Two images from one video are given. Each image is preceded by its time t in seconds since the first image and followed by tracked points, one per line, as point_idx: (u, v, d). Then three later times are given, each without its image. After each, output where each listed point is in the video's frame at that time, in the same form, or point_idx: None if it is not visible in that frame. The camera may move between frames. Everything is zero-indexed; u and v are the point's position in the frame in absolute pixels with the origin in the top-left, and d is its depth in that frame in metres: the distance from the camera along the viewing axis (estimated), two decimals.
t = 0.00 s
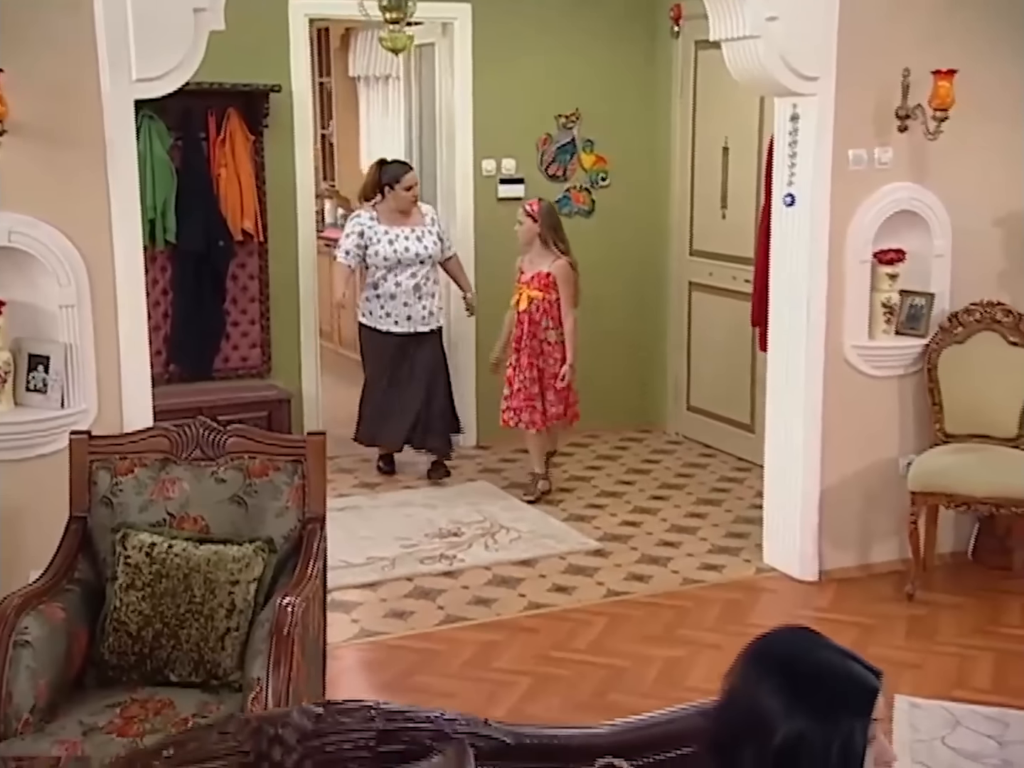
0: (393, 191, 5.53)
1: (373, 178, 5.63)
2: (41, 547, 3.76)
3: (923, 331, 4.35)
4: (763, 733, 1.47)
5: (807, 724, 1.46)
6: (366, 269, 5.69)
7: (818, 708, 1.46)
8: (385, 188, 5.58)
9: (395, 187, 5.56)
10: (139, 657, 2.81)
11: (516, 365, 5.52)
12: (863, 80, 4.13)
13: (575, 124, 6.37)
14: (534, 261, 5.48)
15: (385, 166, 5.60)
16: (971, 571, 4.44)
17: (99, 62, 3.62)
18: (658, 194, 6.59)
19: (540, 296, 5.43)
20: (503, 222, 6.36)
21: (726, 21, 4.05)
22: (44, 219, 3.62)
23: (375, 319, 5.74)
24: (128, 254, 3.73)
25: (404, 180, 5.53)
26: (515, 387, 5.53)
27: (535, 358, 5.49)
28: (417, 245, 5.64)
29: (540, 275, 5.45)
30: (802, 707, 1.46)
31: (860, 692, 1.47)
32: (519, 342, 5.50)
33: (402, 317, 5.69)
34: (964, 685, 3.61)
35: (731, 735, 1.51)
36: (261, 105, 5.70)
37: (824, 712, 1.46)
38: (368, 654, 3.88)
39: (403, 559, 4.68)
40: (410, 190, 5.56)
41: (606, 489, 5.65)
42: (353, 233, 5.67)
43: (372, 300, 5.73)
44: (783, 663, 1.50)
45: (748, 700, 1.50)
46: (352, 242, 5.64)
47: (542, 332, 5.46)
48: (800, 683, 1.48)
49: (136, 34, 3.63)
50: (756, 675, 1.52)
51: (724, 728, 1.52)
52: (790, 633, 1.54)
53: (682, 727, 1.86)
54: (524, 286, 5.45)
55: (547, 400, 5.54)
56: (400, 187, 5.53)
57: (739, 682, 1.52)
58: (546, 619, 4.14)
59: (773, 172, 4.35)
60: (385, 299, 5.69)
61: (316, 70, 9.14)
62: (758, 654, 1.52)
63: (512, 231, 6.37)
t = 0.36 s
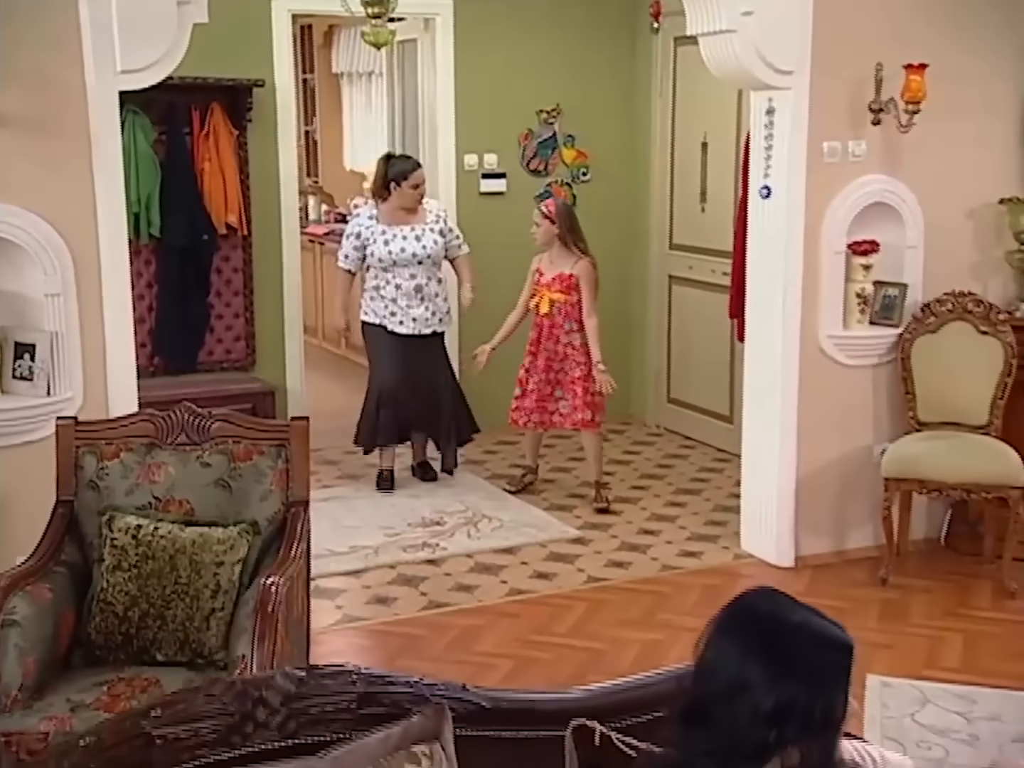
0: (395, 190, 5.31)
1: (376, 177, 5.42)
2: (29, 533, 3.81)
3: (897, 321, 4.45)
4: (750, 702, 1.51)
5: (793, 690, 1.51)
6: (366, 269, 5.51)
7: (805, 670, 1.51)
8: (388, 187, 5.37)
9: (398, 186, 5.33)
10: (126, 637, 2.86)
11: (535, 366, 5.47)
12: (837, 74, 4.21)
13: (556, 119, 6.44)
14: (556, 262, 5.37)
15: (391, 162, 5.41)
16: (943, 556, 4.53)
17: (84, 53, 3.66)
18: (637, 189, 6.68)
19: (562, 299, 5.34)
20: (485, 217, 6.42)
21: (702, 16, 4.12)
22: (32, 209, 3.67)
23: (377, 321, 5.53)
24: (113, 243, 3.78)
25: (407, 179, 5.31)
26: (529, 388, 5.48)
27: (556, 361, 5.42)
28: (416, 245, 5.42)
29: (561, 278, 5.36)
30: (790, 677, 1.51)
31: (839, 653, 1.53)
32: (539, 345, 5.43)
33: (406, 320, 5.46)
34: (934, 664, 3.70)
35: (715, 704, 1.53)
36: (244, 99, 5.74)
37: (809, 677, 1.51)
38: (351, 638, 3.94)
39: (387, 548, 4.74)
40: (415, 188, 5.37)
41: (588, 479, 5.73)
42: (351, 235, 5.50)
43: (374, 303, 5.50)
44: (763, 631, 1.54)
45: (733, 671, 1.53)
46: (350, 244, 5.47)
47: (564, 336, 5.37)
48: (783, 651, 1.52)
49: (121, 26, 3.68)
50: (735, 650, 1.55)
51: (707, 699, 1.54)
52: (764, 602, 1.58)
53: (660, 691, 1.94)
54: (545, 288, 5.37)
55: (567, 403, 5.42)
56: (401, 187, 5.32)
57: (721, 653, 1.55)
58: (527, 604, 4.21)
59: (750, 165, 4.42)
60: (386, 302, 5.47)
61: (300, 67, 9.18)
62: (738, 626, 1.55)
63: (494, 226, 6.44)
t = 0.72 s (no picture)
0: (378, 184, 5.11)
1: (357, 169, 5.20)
2: (13, 522, 3.85)
3: (870, 312, 4.53)
4: (733, 669, 1.61)
5: (773, 655, 1.60)
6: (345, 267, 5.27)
7: (782, 638, 1.61)
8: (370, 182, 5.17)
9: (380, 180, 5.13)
10: (111, 620, 2.90)
11: (540, 366, 5.21)
12: (810, 68, 4.29)
13: (535, 115, 6.51)
14: (556, 258, 5.18)
15: (370, 155, 5.20)
16: (915, 543, 4.62)
17: (67, 46, 3.71)
18: (617, 187, 6.76)
19: (568, 295, 5.15)
20: (466, 213, 6.47)
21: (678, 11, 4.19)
22: (18, 202, 3.71)
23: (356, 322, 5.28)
24: (97, 235, 3.82)
25: (389, 172, 5.10)
26: (538, 387, 5.21)
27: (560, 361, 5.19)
28: (399, 243, 5.21)
29: (567, 273, 5.16)
30: (767, 646, 1.60)
31: (812, 615, 1.62)
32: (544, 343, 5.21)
33: (388, 321, 5.27)
34: (905, 646, 3.78)
35: (699, 672, 1.63)
36: (226, 95, 5.79)
37: (786, 642, 1.60)
38: (334, 625, 3.99)
39: (369, 538, 4.80)
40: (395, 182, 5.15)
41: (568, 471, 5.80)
42: (331, 231, 5.24)
43: (351, 303, 5.27)
44: (740, 602, 1.62)
45: (715, 643, 1.62)
46: (330, 241, 5.20)
47: (569, 332, 5.18)
48: (761, 621, 1.61)
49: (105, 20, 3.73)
50: (717, 619, 1.63)
51: (691, 667, 1.64)
52: (740, 569, 1.65)
53: (634, 658, 2.05)
54: (550, 283, 5.16)
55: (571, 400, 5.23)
56: (384, 181, 5.11)
57: (702, 625, 1.63)
58: (507, 591, 4.27)
59: (725, 160, 4.49)
60: (366, 302, 5.25)
61: (281, 64, 9.21)
62: (717, 597, 1.63)
63: (474, 222, 6.50)
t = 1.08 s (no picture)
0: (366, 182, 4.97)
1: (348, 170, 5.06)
2: None
3: (837, 303, 4.63)
4: (704, 635, 1.67)
5: (742, 620, 1.67)
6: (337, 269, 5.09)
7: (750, 606, 1.67)
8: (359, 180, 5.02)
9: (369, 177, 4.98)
10: (91, 604, 2.95)
11: (514, 370, 5.08)
12: (777, 64, 4.37)
13: (509, 112, 6.57)
14: (530, 258, 5.03)
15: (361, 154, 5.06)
16: (881, 530, 4.72)
17: (44, 41, 3.75)
18: (590, 184, 6.84)
19: (544, 295, 4.99)
20: (441, 209, 6.53)
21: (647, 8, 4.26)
22: None
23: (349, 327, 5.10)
24: (74, 227, 3.87)
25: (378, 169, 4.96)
26: (513, 392, 5.09)
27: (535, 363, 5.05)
28: (394, 245, 5.07)
29: (542, 272, 5.02)
30: (736, 612, 1.66)
31: (777, 580, 1.69)
32: (518, 344, 5.08)
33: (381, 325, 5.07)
34: (870, 629, 3.88)
35: (672, 637, 1.69)
36: (202, 91, 5.81)
37: (754, 608, 1.67)
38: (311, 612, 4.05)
39: (346, 528, 4.86)
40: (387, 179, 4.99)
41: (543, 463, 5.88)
42: (322, 231, 5.06)
43: (344, 306, 5.10)
44: (711, 571, 1.67)
45: (688, 610, 1.67)
46: (321, 240, 5.04)
47: (545, 334, 5.03)
48: (731, 589, 1.66)
49: (83, 14, 3.78)
50: (688, 587, 1.68)
51: (663, 632, 1.69)
52: (708, 538, 1.70)
53: (595, 632, 2.13)
54: (525, 283, 5.01)
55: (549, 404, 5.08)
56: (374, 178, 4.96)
57: (675, 593, 1.68)
58: (482, 579, 4.34)
59: (695, 155, 4.57)
60: (359, 305, 5.07)
61: (257, 61, 9.24)
62: (689, 566, 1.68)
63: (449, 218, 6.56)
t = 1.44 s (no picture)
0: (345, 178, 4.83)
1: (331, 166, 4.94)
2: None
3: (802, 297, 4.74)
4: (663, 601, 1.75)
5: (697, 588, 1.74)
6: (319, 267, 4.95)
7: (706, 575, 1.74)
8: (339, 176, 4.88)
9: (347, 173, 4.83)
10: (68, 588, 3.00)
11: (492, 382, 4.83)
12: (742, 60, 4.46)
13: (482, 109, 6.63)
14: (512, 266, 4.76)
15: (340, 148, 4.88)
16: (846, 517, 4.83)
17: (18, 35, 3.79)
18: (562, 181, 6.92)
19: (523, 305, 4.71)
20: (414, 204, 6.59)
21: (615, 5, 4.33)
22: None
23: (335, 325, 4.97)
24: (49, 218, 3.91)
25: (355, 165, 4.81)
26: (489, 405, 4.85)
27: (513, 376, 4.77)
28: (374, 242, 4.89)
29: (523, 281, 4.72)
30: (692, 579, 1.74)
31: (733, 550, 1.77)
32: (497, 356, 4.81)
33: (365, 323, 4.93)
34: (833, 612, 3.99)
35: (633, 605, 1.77)
36: (174, 87, 5.84)
37: (710, 575, 1.74)
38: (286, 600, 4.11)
39: (320, 519, 4.91)
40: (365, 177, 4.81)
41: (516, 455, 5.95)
42: (303, 229, 4.94)
43: (329, 304, 4.96)
44: (669, 541, 1.74)
45: (646, 577, 1.75)
46: (302, 239, 4.91)
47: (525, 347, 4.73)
48: (687, 557, 1.74)
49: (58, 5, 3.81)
50: (647, 556, 1.75)
51: (624, 600, 1.77)
52: (668, 508, 1.78)
53: (563, 605, 2.21)
54: (505, 293, 4.74)
55: (524, 422, 4.75)
56: (351, 174, 4.82)
57: (635, 562, 1.76)
58: (455, 567, 4.41)
59: (664, 150, 4.66)
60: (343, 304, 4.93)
61: (230, 58, 9.26)
62: (648, 535, 1.76)
63: (422, 213, 6.63)
